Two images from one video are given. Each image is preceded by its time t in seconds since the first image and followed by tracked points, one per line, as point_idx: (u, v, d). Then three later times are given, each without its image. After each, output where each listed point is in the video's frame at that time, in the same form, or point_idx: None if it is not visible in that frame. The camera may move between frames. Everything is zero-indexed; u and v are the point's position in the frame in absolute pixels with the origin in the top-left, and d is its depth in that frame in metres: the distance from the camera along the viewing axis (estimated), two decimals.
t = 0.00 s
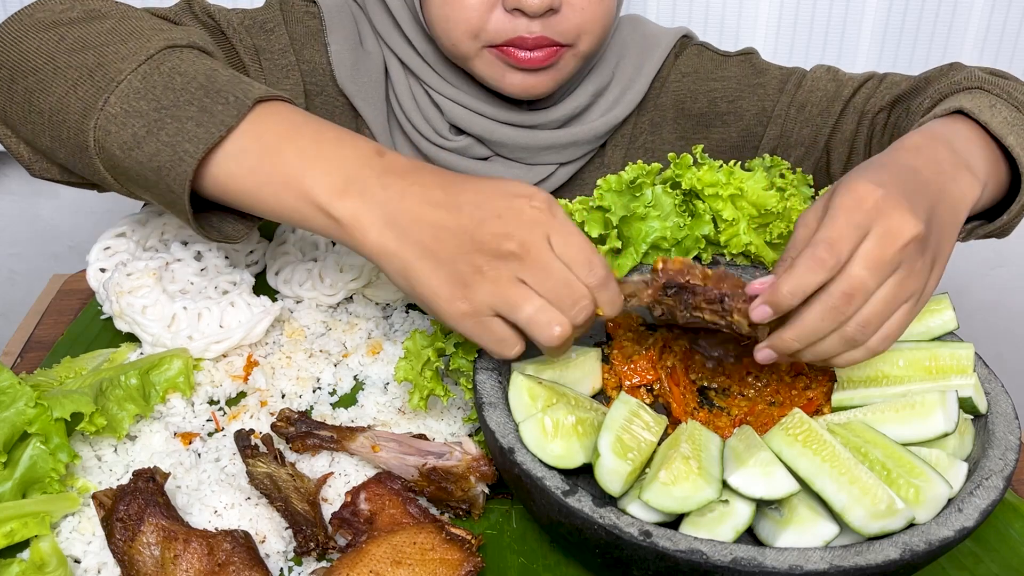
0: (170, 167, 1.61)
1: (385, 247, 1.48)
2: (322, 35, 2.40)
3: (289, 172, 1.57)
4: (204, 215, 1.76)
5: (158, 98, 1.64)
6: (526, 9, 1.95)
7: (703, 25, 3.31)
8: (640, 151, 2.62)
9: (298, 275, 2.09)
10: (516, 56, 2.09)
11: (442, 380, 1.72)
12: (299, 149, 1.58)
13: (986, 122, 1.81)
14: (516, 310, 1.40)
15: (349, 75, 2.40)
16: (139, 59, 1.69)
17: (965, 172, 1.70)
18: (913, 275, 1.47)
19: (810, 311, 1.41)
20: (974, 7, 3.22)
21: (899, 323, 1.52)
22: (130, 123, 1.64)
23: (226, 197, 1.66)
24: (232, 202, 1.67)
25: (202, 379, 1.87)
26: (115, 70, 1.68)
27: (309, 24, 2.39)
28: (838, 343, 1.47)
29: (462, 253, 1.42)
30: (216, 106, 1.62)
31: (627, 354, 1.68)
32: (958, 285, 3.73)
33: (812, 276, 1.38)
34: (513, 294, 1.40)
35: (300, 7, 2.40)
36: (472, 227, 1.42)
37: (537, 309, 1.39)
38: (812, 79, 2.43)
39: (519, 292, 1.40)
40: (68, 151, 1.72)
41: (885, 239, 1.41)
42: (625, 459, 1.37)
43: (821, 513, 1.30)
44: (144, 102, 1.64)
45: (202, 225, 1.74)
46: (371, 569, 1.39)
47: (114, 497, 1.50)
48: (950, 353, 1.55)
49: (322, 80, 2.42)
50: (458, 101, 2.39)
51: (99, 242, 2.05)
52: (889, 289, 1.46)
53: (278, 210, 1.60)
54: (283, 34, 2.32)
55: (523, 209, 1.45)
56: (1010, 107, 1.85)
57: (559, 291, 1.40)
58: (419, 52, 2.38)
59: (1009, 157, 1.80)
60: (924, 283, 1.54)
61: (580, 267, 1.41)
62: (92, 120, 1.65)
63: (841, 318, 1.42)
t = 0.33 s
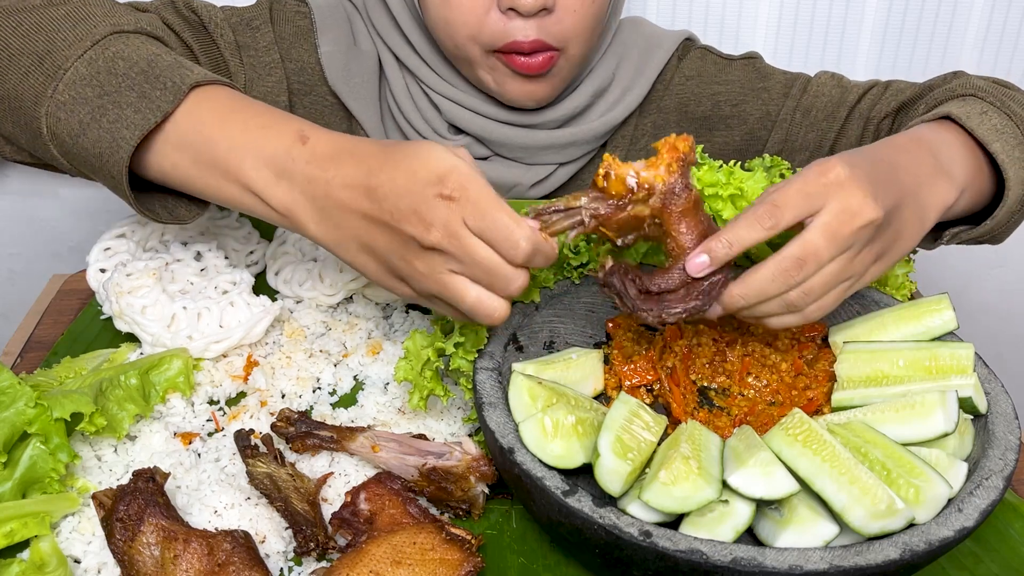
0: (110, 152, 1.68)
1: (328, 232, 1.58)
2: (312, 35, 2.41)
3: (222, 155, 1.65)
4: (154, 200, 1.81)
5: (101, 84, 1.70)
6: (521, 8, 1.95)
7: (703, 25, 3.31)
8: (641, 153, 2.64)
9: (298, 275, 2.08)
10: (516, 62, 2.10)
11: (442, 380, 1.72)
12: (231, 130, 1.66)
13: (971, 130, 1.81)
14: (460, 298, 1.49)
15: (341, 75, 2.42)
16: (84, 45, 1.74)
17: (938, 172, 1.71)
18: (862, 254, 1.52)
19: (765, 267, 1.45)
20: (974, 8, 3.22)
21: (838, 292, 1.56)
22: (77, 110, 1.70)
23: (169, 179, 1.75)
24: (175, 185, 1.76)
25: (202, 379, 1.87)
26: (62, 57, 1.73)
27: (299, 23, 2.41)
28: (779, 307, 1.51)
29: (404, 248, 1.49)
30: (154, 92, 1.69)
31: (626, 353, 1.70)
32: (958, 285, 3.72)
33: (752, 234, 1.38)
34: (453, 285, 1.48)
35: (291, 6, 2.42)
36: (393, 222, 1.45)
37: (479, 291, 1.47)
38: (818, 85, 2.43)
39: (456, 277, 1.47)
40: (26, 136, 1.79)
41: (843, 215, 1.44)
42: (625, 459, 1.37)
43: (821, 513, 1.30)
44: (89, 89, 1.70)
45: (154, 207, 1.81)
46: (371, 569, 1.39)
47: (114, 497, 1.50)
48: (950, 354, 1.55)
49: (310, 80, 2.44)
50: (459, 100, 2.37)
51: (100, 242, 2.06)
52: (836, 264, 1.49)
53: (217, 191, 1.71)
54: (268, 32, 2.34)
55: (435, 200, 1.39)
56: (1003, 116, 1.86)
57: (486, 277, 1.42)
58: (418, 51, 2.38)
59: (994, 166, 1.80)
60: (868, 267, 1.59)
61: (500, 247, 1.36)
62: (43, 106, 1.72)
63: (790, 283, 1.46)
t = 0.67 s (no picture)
0: (98, 118, 1.73)
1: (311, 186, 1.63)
2: (308, 34, 2.43)
3: (207, 117, 1.72)
4: (143, 168, 1.91)
5: (90, 55, 1.74)
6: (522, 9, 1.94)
7: (703, 25, 3.31)
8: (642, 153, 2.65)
9: (298, 275, 2.08)
10: (512, 65, 2.10)
11: (441, 381, 1.72)
12: (214, 92, 1.73)
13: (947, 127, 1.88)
14: (437, 238, 1.52)
15: (337, 74, 2.42)
16: (71, 19, 1.77)
17: (903, 151, 1.80)
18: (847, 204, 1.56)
19: (753, 214, 1.50)
20: (974, 8, 3.21)
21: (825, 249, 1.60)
22: (65, 81, 1.74)
23: (155, 143, 1.82)
24: (160, 150, 1.84)
25: (202, 379, 1.87)
26: (50, 31, 1.76)
27: (293, 22, 2.43)
28: (783, 255, 1.54)
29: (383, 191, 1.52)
30: (142, 59, 1.75)
31: (626, 354, 1.69)
32: (957, 284, 3.73)
33: (723, 186, 1.43)
34: (429, 224, 1.51)
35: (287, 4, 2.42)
36: (369, 164, 1.48)
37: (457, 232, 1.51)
38: (821, 85, 2.43)
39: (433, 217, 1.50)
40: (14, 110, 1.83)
41: (823, 158, 1.49)
42: (625, 459, 1.37)
43: (821, 513, 1.29)
44: (77, 60, 1.74)
45: (142, 175, 1.90)
46: (371, 569, 1.39)
47: (114, 497, 1.50)
48: (950, 353, 1.54)
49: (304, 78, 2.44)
50: (461, 100, 2.40)
51: (100, 243, 2.07)
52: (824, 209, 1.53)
53: (201, 151, 1.77)
54: (259, 29, 2.35)
55: (411, 139, 1.44)
56: (978, 109, 1.95)
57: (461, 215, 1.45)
58: (417, 50, 2.40)
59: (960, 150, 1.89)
60: (855, 223, 1.63)
61: (473, 185, 1.41)
62: (31, 80, 1.75)
63: (778, 226, 1.51)
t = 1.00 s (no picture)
0: (77, 88, 1.73)
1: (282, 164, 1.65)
2: (306, 32, 2.45)
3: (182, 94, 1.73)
4: (119, 142, 1.88)
5: (73, 30, 1.75)
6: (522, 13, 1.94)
7: (703, 26, 3.31)
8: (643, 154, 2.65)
9: (298, 275, 2.08)
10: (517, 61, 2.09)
11: (441, 381, 1.72)
12: (191, 67, 1.75)
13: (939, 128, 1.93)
14: (397, 219, 1.60)
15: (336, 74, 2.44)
16: None
17: (885, 133, 1.89)
18: (811, 129, 1.65)
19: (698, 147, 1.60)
20: (974, 8, 3.21)
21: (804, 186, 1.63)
22: (47, 53, 1.74)
23: (129, 118, 1.82)
24: (136, 122, 1.83)
25: (202, 379, 1.87)
26: (37, 6, 1.77)
27: (292, 19, 2.45)
28: (742, 168, 1.56)
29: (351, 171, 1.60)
30: (124, 36, 1.76)
31: (626, 355, 1.69)
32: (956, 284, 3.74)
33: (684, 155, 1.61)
34: (392, 205, 1.59)
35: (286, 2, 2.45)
36: (345, 140, 1.56)
37: (416, 218, 1.59)
38: (824, 89, 2.43)
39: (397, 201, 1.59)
40: None
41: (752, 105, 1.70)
42: (625, 459, 1.38)
43: (820, 513, 1.30)
44: (61, 33, 1.75)
45: (118, 148, 1.87)
46: (371, 569, 1.39)
47: (114, 497, 1.50)
48: (950, 354, 1.54)
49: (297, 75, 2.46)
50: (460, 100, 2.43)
51: (100, 243, 2.07)
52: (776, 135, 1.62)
53: (174, 123, 1.76)
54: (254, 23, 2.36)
55: (390, 119, 1.55)
56: (965, 104, 2.03)
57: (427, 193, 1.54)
58: (419, 48, 2.40)
59: (949, 144, 1.96)
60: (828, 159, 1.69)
61: (448, 162, 1.50)
62: (14, 50, 1.75)
63: (732, 143, 1.58)
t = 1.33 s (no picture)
0: (57, 159, 1.83)
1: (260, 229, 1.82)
2: (283, 55, 2.46)
3: (162, 169, 1.83)
4: (101, 201, 1.95)
5: (51, 100, 1.84)
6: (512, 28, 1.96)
7: (703, 26, 3.31)
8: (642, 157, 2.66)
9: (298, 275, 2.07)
10: (509, 74, 2.10)
11: (441, 381, 1.72)
12: (167, 142, 1.84)
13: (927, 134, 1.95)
14: (363, 272, 1.73)
15: (315, 94, 2.47)
16: (35, 66, 1.88)
17: (842, 132, 1.93)
18: (748, 129, 1.73)
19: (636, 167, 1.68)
20: (974, 9, 3.23)
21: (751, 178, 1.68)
22: (27, 124, 1.84)
23: (110, 185, 1.90)
24: (117, 188, 1.91)
25: (202, 379, 1.87)
26: (15, 77, 1.87)
27: (269, 43, 2.46)
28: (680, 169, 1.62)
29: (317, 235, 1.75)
30: (98, 108, 1.85)
31: (626, 355, 1.68)
32: (957, 284, 3.73)
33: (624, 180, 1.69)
34: (358, 261, 1.72)
35: (264, 26, 2.46)
36: (308, 206, 1.72)
37: (381, 268, 1.72)
38: (819, 88, 2.42)
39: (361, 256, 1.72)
40: None
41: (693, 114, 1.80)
42: (625, 459, 1.38)
43: (820, 513, 1.30)
44: (39, 104, 1.84)
45: (99, 207, 1.94)
46: (371, 569, 1.39)
47: (114, 497, 1.50)
48: (950, 353, 1.54)
49: (274, 99, 2.48)
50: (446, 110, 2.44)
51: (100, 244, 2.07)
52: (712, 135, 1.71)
53: (150, 191, 1.87)
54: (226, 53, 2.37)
55: (348, 182, 1.70)
56: (939, 101, 2.05)
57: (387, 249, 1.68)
58: (412, 65, 2.41)
59: (914, 141, 1.98)
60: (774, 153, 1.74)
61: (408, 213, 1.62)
62: None
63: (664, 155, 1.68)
